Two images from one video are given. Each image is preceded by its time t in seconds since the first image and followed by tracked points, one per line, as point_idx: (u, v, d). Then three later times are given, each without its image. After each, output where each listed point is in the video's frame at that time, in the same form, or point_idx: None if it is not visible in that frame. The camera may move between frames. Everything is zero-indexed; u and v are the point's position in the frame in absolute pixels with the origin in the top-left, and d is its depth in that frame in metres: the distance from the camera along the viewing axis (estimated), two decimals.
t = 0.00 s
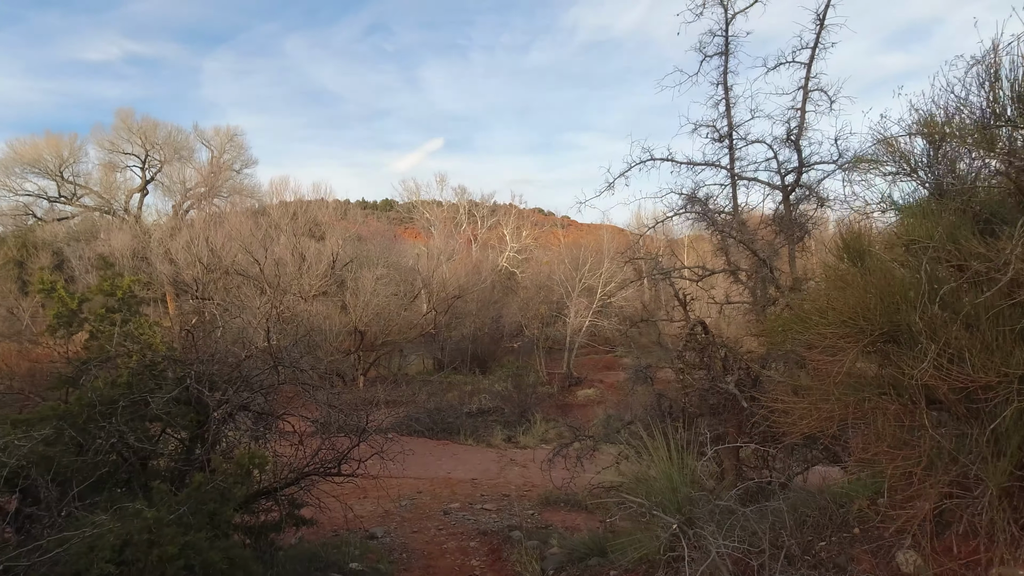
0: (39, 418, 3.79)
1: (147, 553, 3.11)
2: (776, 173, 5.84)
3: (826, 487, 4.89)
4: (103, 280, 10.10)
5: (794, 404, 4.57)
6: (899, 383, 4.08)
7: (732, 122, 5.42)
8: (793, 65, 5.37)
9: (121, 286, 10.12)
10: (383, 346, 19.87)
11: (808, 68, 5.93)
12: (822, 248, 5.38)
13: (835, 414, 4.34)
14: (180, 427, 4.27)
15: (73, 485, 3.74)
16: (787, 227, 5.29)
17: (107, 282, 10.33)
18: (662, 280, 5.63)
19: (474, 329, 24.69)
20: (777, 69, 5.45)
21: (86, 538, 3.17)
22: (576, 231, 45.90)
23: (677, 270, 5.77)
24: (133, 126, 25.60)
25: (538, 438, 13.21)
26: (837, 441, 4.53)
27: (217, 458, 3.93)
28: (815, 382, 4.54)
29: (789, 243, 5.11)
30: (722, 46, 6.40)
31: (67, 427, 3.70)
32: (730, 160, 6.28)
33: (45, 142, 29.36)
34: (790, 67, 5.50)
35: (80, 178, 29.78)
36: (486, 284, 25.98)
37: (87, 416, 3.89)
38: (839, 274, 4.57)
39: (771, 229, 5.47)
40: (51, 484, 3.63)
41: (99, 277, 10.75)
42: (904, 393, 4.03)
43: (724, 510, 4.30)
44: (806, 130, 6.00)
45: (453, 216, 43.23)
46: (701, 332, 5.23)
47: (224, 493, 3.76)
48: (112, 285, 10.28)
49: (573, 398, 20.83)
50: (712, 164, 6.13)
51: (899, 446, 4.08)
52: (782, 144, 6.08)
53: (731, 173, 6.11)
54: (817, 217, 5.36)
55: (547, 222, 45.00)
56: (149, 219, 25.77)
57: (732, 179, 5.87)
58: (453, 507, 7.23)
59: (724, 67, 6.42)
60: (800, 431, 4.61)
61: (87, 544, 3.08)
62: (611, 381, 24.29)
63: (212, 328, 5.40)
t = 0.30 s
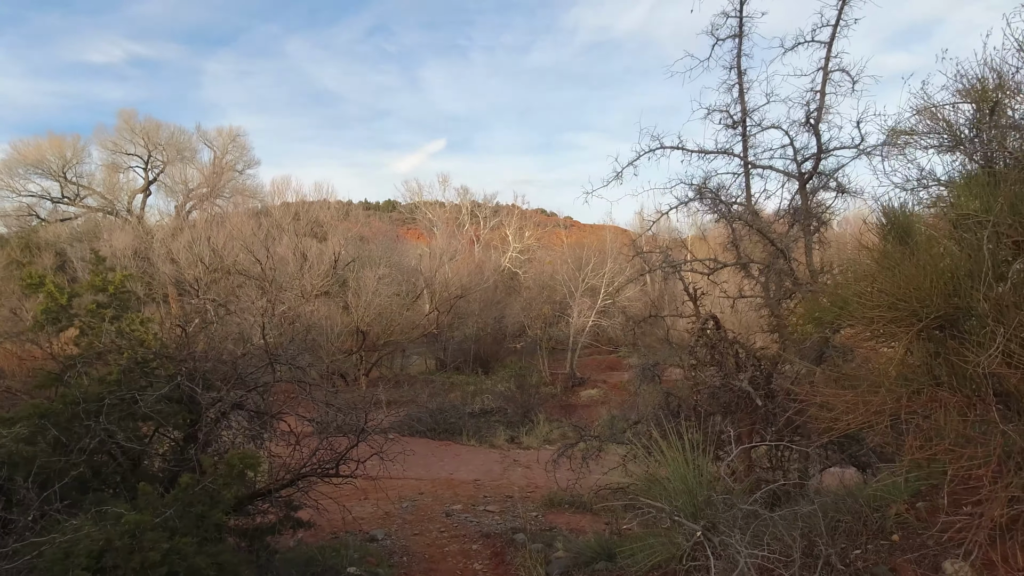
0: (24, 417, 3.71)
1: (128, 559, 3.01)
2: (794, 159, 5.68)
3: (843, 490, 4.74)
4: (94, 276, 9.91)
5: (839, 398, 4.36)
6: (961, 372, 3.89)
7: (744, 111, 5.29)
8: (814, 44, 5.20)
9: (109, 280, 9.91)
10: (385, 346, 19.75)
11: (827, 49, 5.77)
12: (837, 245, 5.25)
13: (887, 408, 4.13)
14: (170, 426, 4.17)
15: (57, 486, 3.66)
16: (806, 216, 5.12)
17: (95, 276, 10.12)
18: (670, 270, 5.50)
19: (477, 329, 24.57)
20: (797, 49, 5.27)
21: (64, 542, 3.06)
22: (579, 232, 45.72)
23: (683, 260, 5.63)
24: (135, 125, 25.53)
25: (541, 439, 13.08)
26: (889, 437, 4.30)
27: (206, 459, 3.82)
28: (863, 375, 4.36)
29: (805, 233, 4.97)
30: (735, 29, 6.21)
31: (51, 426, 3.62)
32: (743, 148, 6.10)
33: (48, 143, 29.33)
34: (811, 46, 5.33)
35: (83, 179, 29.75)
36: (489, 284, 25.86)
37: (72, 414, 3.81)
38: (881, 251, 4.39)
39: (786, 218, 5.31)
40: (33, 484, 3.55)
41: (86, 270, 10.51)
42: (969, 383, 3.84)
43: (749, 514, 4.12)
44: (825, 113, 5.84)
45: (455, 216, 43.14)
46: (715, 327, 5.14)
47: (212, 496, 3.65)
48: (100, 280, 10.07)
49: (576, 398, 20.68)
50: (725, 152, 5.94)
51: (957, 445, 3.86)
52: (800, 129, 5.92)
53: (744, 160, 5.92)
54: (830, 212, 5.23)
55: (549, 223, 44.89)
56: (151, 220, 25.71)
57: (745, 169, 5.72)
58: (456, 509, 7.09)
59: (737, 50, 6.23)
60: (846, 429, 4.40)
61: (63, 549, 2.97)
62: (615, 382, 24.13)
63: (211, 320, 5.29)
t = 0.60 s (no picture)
0: None
1: (95, 569, 2.91)
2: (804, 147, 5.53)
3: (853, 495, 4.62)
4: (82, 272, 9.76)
5: (862, 396, 4.22)
6: (999, 369, 3.75)
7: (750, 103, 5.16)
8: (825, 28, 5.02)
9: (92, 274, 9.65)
10: (386, 346, 19.65)
11: (837, 32, 5.61)
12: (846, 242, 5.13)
13: (917, 406, 3.99)
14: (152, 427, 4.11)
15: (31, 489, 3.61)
16: (813, 209, 4.98)
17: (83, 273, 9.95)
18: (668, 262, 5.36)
19: (479, 330, 24.46)
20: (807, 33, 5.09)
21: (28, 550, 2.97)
22: (581, 232, 45.60)
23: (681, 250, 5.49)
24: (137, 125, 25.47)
25: (543, 440, 12.97)
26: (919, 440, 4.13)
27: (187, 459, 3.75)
28: (890, 372, 4.23)
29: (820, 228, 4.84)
30: (739, 14, 6.03)
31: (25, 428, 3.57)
32: (749, 136, 5.92)
33: (52, 145, 29.33)
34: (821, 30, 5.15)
35: (86, 180, 29.73)
36: (492, 284, 25.76)
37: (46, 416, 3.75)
38: (908, 238, 4.26)
39: (793, 212, 5.17)
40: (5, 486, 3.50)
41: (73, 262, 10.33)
42: (1009, 382, 3.69)
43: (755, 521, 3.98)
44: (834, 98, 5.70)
45: (458, 217, 43.07)
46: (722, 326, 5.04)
47: (192, 501, 3.57)
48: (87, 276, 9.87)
49: (579, 399, 20.56)
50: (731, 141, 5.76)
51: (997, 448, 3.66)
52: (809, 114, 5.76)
53: (750, 150, 5.75)
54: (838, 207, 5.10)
55: (552, 224, 44.79)
56: (154, 220, 25.66)
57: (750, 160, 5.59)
58: (454, 511, 6.98)
59: (741, 35, 6.04)
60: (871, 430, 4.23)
61: (27, 557, 2.86)
62: (618, 382, 23.98)
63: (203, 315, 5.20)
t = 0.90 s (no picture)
0: None
1: None
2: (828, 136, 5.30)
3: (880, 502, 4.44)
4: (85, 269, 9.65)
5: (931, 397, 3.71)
6: None
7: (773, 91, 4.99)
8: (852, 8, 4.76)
9: (95, 271, 9.57)
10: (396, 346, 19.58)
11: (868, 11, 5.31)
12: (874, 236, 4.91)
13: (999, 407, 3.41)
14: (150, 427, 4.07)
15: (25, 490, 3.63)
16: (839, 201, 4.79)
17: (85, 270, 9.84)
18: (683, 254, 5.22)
19: (489, 330, 24.33)
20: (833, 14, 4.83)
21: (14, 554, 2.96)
22: (591, 233, 45.36)
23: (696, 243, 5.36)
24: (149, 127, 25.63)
25: (553, 441, 12.82)
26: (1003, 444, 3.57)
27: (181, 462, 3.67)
28: (965, 368, 3.66)
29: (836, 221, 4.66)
30: None
31: (16, 429, 3.57)
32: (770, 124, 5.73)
33: (67, 147, 29.62)
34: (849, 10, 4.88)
35: (100, 182, 29.99)
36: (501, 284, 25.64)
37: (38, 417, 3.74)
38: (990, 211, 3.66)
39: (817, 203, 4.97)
40: None
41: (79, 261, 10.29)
42: None
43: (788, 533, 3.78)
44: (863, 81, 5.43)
45: (467, 218, 42.99)
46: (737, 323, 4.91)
47: (185, 505, 3.50)
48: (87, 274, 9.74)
49: (589, 400, 20.34)
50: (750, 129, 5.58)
51: None
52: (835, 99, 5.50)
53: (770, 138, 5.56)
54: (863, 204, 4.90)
55: (562, 224, 44.61)
56: (166, 221, 25.82)
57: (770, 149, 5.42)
58: (463, 514, 6.86)
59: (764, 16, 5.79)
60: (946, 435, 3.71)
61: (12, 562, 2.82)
62: (629, 383, 23.73)
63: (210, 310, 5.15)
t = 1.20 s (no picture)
0: (16, 412, 3.70)
1: None
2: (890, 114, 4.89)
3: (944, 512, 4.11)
4: (115, 268, 9.77)
5: None
6: None
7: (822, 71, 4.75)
8: None
9: (125, 270, 9.67)
10: (421, 345, 19.58)
11: None
12: (932, 225, 4.58)
13: None
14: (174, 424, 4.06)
15: (49, 486, 3.64)
16: (900, 182, 4.43)
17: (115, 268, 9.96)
18: (722, 244, 5.02)
19: (513, 330, 24.20)
20: None
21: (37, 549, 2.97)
22: (616, 233, 44.94)
23: (737, 232, 5.15)
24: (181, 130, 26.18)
25: (580, 443, 12.62)
26: None
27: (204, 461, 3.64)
28: None
29: (900, 189, 4.23)
30: None
31: (40, 424, 3.58)
32: (823, 104, 5.36)
33: (104, 151, 30.43)
34: None
35: (136, 185, 30.74)
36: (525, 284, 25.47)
37: (62, 412, 3.76)
38: None
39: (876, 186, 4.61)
40: (20, 483, 3.53)
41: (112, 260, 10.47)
42: None
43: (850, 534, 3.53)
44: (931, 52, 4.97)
45: (492, 218, 42.96)
46: (775, 321, 4.71)
47: (205, 504, 3.46)
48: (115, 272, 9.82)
49: (615, 400, 20.05)
50: (801, 111, 5.24)
51: None
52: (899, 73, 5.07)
53: (823, 120, 5.20)
54: (928, 189, 4.52)
55: (586, 224, 44.30)
56: (197, 222, 26.34)
57: (822, 131, 5.08)
58: (490, 516, 6.71)
59: None
60: None
61: (33, 557, 2.82)
62: (655, 384, 23.36)
63: (237, 304, 5.14)
